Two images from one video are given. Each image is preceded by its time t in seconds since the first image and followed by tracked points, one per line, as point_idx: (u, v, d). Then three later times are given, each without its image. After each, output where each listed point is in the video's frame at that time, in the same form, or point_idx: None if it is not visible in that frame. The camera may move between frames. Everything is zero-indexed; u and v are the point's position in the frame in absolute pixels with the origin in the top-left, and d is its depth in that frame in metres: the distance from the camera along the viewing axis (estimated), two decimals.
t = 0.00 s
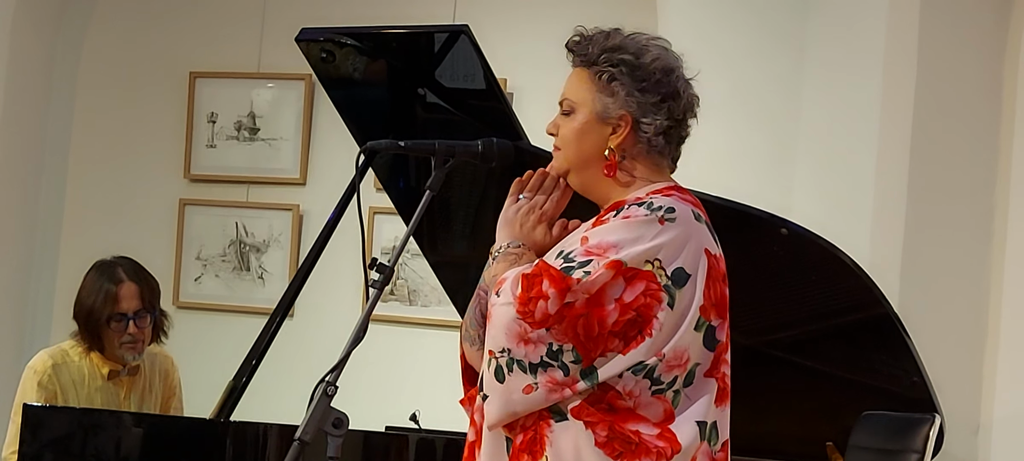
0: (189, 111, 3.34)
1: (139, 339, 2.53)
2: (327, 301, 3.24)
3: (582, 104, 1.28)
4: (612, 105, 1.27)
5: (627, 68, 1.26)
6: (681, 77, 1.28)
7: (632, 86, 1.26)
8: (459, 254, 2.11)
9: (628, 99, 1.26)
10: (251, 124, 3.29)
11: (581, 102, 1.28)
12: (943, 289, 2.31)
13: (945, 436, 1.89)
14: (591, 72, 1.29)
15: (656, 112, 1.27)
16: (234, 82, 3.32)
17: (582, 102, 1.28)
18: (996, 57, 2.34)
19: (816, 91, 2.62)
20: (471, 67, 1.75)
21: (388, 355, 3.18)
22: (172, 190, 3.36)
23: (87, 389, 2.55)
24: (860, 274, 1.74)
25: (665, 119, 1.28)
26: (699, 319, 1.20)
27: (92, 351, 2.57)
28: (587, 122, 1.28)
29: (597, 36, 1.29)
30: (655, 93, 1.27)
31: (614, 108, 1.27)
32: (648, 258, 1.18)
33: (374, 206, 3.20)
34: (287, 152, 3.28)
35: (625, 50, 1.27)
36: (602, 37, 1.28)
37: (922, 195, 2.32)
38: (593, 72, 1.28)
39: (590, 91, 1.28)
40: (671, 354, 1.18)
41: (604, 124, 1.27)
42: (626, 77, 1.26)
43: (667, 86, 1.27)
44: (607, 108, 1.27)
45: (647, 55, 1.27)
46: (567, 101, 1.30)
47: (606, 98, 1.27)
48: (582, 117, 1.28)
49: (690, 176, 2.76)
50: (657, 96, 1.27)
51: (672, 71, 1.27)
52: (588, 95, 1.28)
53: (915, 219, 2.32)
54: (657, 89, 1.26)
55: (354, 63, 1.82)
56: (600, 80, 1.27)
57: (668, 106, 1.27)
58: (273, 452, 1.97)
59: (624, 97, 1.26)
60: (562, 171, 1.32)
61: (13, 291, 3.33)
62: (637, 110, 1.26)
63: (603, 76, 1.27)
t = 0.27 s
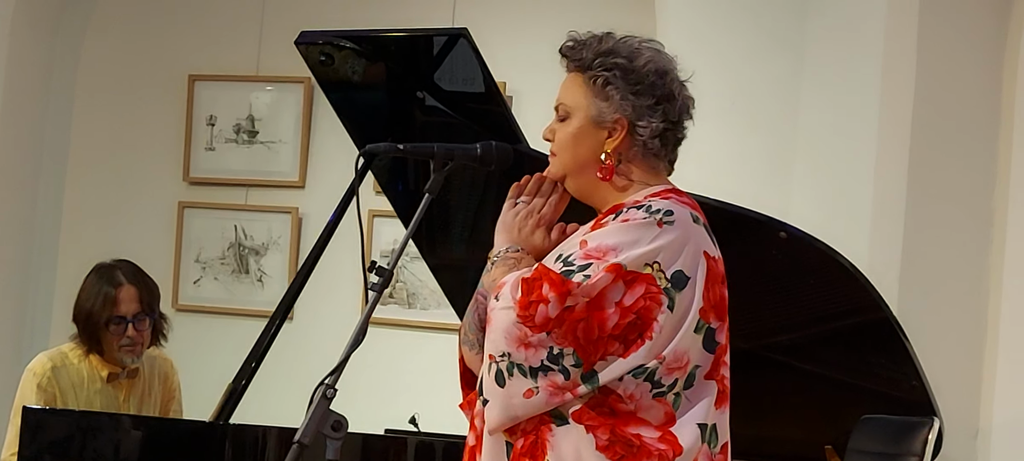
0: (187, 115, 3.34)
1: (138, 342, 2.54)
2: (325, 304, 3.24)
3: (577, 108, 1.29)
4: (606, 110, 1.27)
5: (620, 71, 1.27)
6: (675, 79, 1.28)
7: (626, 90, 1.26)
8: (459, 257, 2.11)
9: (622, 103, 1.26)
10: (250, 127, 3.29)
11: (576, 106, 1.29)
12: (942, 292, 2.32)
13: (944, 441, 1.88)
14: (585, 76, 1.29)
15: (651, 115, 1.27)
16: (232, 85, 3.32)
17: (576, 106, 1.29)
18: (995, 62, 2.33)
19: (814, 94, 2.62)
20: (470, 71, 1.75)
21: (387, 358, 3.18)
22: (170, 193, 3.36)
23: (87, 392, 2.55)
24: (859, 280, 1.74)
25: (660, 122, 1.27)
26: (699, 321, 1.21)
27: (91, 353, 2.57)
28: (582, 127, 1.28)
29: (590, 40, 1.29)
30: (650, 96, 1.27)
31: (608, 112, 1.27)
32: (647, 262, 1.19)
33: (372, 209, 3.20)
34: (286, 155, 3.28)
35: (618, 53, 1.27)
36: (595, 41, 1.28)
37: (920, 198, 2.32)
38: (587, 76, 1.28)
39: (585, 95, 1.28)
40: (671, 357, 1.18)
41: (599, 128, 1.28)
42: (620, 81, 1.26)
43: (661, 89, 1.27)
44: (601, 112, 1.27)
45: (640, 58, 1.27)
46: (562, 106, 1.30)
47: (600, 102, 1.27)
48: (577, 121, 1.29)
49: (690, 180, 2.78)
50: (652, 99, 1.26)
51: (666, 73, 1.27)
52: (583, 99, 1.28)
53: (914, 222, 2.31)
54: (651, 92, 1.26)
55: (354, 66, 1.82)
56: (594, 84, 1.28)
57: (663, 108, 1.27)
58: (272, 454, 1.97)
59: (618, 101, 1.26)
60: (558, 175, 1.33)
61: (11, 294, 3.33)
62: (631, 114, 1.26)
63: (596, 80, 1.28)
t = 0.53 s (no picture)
0: (192, 118, 3.35)
1: (142, 345, 2.54)
2: (329, 306, 3.24)
3: (584, 109, 1.29)
4: (613, 111, 1.27)
5: (628, 74, 1.26)
6: (683, 84, 1.28)
7: (634, 92, 1.26)
8: (462, 261, 2.11)
9: (629, 104, 1.26)
10: (254, 129, 3.29)
11: (583, 106, 1.29)
12: (946, 296, 2.31)
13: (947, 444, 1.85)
14: (593, 77, 1.29)
15: (657, 118, 1.26)
16: (237, 88, 3.32)
17: (584, 106, 1.29)
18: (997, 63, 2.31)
19: (818, 97, 2.62)
20: (474, 73, 1.75)
21: (390, 361, 3.18)
22: (174, 196, 3.37)
23: (90, 394, 2.55)
24: (862, 281, 1.75)
25: (666, 126, 1.27)
26: (701, 324, 1.21)
27: (94, 356, 2.57)
28: (588, 127, 1.28)
29: (600, 41, 1.29)
30: (657, 99, 1.26)
31: (615, 113, 1.27)
32: (650, 264, 1.18)
33: (376, 211, 3.20)
34: (290, 158, 3.28)
35: (627, 56, 1.27)
36: (604, 42, 1.28)
37: (923, 201, 2.31)
38: (595, 77, 1.28)
39: (592, 95, 1.28)
40: (673, 360, 1.18)
41: (605, 129, 1.28)
42: (628, 82, 1.26)
43: (668, 92, 1.27)
44: (608, 113, 1.27)
45: (649, 60, 1.27)
46: (569, 106, 1.30)
47: (607, 103, 1.27)
48: (583, 122, 1.29)
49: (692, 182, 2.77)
50: (659, 102, 1.26)
51: (674, 78, 1.27)
52: (590, 99, 1.28)
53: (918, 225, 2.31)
54: (659, 95, 1.26)
55: (357, 69, 1.83)
56: (602, 85, 1.28)
57: (669, 112, 1.27)
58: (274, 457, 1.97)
59: (624, 102, 1.26)
60: (562, 175, 1.33)
61: (16, 297, 3.33)
62: (638, 116, 1.26)
63: (604, 81, 1.28)
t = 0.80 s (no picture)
0: (192, 119, 3.34)
1: (143, 346, 2.54)
2: (329, 307, 3.24)
3: (586, 110, 1.28)
4: (616, 112, 1.27)
5: (631, 75, 1.27)
6: (685, 85, 1.28)
7: (637, 93, 1.26)
8: (462, 262, 2.11)
9: (633, 106, 1.26)
10: (254, 130, 3.29)
11: (586, 108, 1.29)
12: (946, 297, 2.30)
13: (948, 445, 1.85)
14: (595, 78, 1.29)
15: (660, 120, 1.27)
16: (237, 89, 3.32)
17: (586, 107, 1.29)
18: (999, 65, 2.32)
19: (818, 98, 2.62)
20: (474, 75, 1.75)
21: (390, 362, 3.18)
22: (174, 197, 3.36)
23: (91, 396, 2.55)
24: (863, 282, 1.74)
25: (668, 127, 1.28)
26: (701, 327, 1.20)
27: (95, 358, 2.56)
28: (591, 128, 1.28)
29: (601, 42, 1.29)
30: (660, 100, 1.27)
31: (618, 114, 1.27)
32: (652, 265, 1.18)
33: (376, 213, 3.20)
34: (290, 159, 3.28)
35: (628, 57, 1.27)
36: (606, 44, 1.28)
37: (924, 202, 2.31)
38: (597, 78, 1.28)
39: (594, 97, 1.28)
40: (674, 362, 1.17)
41: (608, 130, 1.28)
42: (631, 84, 1.26)
43: (671, 94, 1.27)
44: (611, 114, 1.27)
45: (651, 62, 1.27)
46: (571, 107, 1.30)
47: (610, 105, 1.27)
48: (586, 123, 1.28)
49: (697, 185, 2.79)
50: (662, 103, 1.27)
51: (676, 79, 1.27)
52: (593, 100, 1.28)
53: (919, 226, 2.31)
54: (661, 97, 1.26)
55: (358, 70, 1.83)
56: (605, 86, 1.28)
57: (672, 113, 1.27)
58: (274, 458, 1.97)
59: (627, 104, 1.26)
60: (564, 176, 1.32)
61: (16, 298, 3.33)
62: (641, 117, 1.26)
63: (607, 82, 1.28)
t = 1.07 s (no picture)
0: (193, 120, 3.35)
1: (144, 346, 2.54)
2: (330, 308, 3.24)
3: (587, 110, 1.29)
4: (617, 112, 1.27)
5: (633, 75, 1.27)
6: (687, 85, 1.28)
7: (638, 93, 1.26)
8: (464, 263, 2.11)
9: (634, 106, 1.26)
10: (255, 131, 3.29)
11: (587, 108, 1.29)
12: (947, 297, 2.30)
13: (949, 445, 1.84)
14: (597, 78, 1.29)
15: (661, 120, 1.27)
16: (238, 90, 3.32)
17: (587, 108, 1.29)
18: (999, 66, 2.31)
19: (819, 97, 2.62)
20: (475, 75, 1.75)
21: (391, 362, 3.18)
22: (176, 197, 3.36)
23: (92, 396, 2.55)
24: (866, 285, 1.74)
25: (669, 127, 1.28)
26: (703, 327, 1.20)
27: (96, 358, 2.56)
28: (592, 128, 1.28)
29: (603, 43, 1.29)
30: (662, 101, 1.27)
31: (619, 115, 1.27)
32: (654, 266, 1.18)
33: (378, 213, 3.20)
34: (292, 160, 3.28)
35: (631, 57, 1.27)
36: (608, 44, 1.28)
37: (925, 202, 2.31)
38: (599, 78, 1.28)
39: (596, 97, 1.28)
40: (676, 362, 1.18)
41: (609, 131, 1.28)
42: (632, 84, 1.27)
43: (672, 94, 1.27)
44: (612, 114, 1.27)
45: (653, 62, 1.27)
46: (572, 107, 1.30)
47: (612, 105, 1.27)
48: (587, 123, 1.29)
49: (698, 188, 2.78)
50: (663, 104, 1.27)
51: (678, 79, 1.27)
52: (594, 100, 1.28)
53: (920, 226, 2.31)
54: (663, 98, 1.27)
55: (359, 70, 1.83)
56: (606, 86, 1.28)
57: (673, 113, 1.27)
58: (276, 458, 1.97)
59: (629, 104, 1.26)
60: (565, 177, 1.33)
61: (17, 299, 3.33)
62: (642, 118, 1.26)
63: (608, 83, 1.28)
